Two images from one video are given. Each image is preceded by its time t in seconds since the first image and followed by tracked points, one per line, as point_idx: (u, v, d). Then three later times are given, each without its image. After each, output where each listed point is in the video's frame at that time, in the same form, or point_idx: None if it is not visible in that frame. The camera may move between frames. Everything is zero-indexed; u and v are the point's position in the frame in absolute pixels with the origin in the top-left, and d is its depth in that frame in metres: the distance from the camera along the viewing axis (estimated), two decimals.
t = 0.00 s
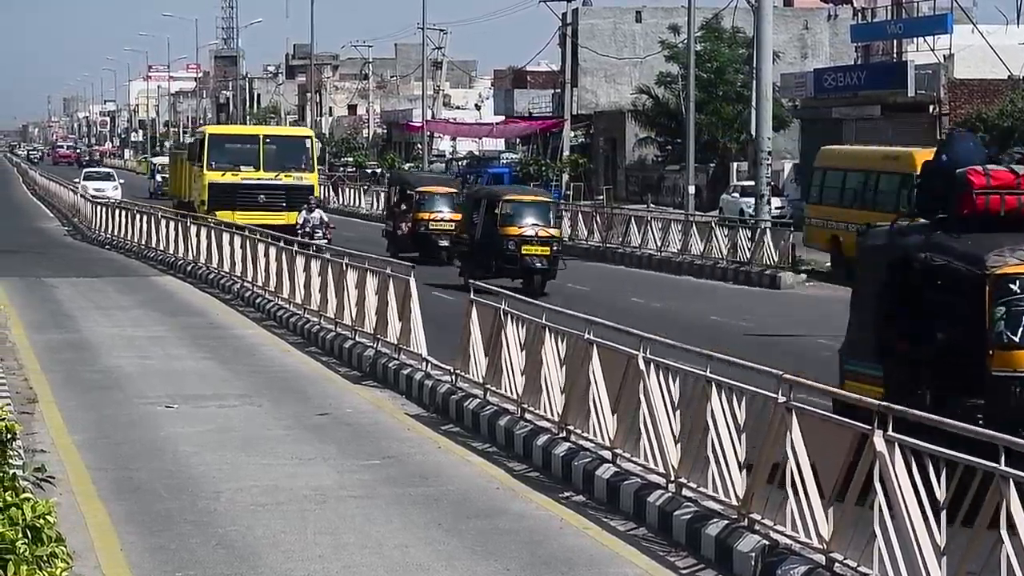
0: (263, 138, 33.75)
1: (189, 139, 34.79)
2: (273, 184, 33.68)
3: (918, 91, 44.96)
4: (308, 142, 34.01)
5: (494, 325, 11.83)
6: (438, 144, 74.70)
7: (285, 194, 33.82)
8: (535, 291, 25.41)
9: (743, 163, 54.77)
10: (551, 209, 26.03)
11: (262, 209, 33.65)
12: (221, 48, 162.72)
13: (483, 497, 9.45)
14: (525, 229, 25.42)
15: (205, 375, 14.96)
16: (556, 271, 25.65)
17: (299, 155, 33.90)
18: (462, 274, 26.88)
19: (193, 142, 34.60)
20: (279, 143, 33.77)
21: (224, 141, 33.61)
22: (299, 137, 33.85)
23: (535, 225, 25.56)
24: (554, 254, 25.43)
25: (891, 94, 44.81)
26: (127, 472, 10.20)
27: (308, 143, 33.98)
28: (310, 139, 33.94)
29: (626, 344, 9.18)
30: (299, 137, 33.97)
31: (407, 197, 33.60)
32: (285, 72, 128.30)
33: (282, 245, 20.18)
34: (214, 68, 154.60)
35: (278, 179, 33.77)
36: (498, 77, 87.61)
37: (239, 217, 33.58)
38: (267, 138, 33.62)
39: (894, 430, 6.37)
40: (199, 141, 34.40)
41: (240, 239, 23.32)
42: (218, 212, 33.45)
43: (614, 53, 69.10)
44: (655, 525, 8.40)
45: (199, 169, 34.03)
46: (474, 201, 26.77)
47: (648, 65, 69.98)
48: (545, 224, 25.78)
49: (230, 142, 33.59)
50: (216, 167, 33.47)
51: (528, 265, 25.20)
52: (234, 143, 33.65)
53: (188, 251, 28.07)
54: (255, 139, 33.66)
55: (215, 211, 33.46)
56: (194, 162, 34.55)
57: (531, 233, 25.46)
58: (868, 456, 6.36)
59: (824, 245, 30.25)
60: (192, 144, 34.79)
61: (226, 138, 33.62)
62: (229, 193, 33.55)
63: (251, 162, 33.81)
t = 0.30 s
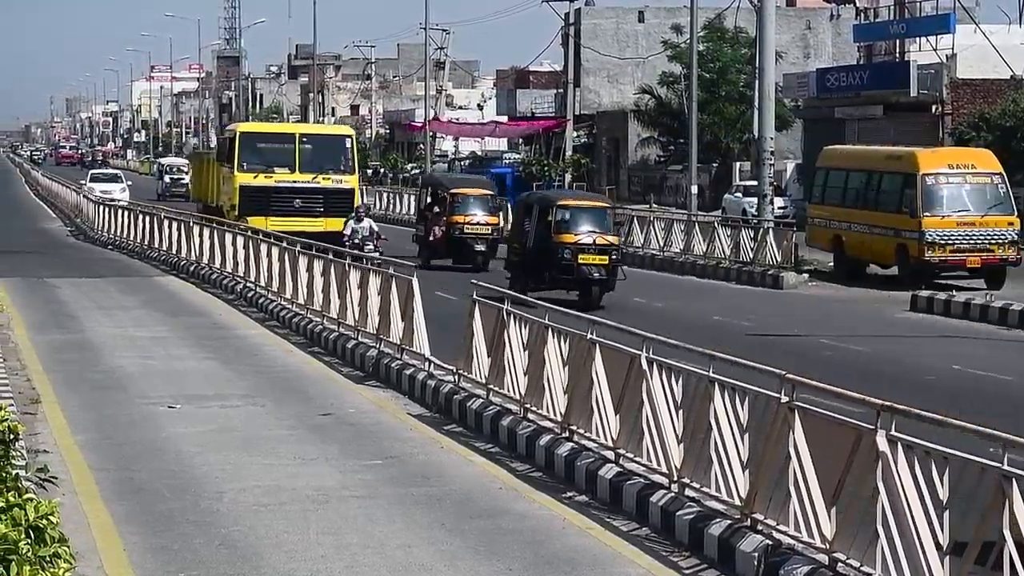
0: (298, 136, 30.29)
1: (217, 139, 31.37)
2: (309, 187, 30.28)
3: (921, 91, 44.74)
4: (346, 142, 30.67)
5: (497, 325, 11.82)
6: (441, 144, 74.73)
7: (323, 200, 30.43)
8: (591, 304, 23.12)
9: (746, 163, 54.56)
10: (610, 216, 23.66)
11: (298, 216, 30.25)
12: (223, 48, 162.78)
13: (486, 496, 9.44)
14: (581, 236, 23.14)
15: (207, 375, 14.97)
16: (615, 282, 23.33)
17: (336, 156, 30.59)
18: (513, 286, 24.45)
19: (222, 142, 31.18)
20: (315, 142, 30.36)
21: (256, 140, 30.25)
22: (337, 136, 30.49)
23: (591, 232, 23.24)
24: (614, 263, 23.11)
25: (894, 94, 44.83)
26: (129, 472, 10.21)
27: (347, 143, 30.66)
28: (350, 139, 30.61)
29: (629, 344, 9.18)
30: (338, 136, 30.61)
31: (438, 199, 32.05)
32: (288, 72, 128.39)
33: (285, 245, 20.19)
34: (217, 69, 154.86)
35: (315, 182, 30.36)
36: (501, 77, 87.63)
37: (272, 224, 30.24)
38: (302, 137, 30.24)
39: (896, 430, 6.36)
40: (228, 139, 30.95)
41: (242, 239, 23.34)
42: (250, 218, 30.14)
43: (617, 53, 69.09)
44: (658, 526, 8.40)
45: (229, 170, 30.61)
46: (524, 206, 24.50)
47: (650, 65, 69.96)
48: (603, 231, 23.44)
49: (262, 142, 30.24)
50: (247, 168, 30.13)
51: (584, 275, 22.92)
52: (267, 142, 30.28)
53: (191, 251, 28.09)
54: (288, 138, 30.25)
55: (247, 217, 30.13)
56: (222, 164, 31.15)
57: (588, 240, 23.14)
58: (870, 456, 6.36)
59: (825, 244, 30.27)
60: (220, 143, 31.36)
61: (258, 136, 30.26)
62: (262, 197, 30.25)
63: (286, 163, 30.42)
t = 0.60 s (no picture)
0: (339, 137, 27.99)
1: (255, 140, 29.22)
2: (352, 191, 27.91)
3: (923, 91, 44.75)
4: (394, 142, 28.24)
5: (499, 326, 11.82)
6: (442, 144, 74.77)
7: (368, 206, 28.04)
8: (658, 319, 21.33)
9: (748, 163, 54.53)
10: (676, 223, 21.85)
11: (340, 222, 27.90)
12: (223, 47, 162.70)
13: (487, 497, 9.44)
14: (646, 246, 21.35)
15: (209, 375, 14.99)
16: (681, 294, 21.60)
17: (382, 158, 28.19)
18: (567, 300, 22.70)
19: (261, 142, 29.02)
20: (358, 142, 28.07)
21: (294, 140, 28.09)
22: (383, 136, 28.11)
23: (656, 241, 21.46)
24: (681, 274, 21.37)
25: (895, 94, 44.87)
26: (131, 472, 10.22)
27: (394, 144, 28.23)
28: (397, 139, 28.19)
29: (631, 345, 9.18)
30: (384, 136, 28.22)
31: (474, 203, 30.57)
32: (289, 73, 128.49)
33: (286, 245, 20.20)
34: (218, 69, 154.99)
35: (359, 186, 27.99)
36: (503, 77, 87.67)
37: (311, 232, 27.92)
38: (345, 137, 27.94)
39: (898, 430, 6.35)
40: (264, 142, 28.76)
41: (244, 239, 23.37)
42: (288, 227, 27.84)
43: (618, 53, 69.12)
44: (660, 525, 8.40)
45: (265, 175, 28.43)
46: (582, 211, 22.68)
47: (652, 65, 69.96)
48: (668, 238, 21.65)
49: (301, 142, 28.08)
50: (284, 171, 27.98)
51: (649, 287, 21.17)
52: (306, 143, 28.11)
53: (192, 252, 28.11)
54: (330, 138, 27.99)
55: (284, 225, 27.80)
56: (259, 166, 28.98)
57: (653, 249, 21.38)
58: (872, 455, 6.35)
59: (827, 244, 30.26)
60: (259, 146, 29.26)
61: (296, 136, 28.11)
62: (302, 204, 27.96)
63: (327, 167, 28.13)
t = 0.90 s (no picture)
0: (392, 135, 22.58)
1: (291, 134, 23.71)
2: (407, 201, 22.69)
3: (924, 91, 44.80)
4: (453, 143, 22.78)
5: (501, 326, 11.84)
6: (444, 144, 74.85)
7: (425, 216, 22.86)
8: (733, 334, 19.04)
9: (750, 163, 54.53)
10: (753, 228, 19.49)
11: (394, 235, 22.81)
12: (225, 46, 162.68)
13: (488, 497, 9.45)
14: (720, 253, 19.00)
15: (211, 375, 15.01)
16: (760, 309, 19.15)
17: (440, 159, 22.87)
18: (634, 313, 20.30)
19: (298, 140, 23.55)
20: (413, 142, 22.69)
21: (340, 140, 22.65)
22: (440, 136, 22.67)
23: (731, 248, 19.10)
24: (761, 285, 19.04)
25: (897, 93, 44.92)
26: (133, 472, 10.23)
27: (454, 145, 22.78)
28: (459, 139, 22.71)
29: (633, 344, 9.18)
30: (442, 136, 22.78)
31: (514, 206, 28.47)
32: (291, 73, 128.61)
33: (288, 246, 20.26)
34: (220, 70, 155.08)
35: (415, 194, 22.76)
36: (505, 78, 87.77)
37: (362, 245, 22.84)
38: (398, 137, 22.56)
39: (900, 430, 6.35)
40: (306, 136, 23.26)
41: (246, 239, 23.39)
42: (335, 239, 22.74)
43: (620, 53, 69.18)
44: (661, 525, 8.40)
45: (306, 176, 23.12)
46: (647, 217, 20.37)
47: (654, 65, 70.05)
48: (744, 245, 19.28)
49: (349, 144, 22.63)
50: (330, 177, 22.63)
51: (724, 300, 18.86)
52: (354, 143, 22.69)
53: (193, 252, 28.20)
54: (379, 138, 22.59)
55: (330, 236, 22.76)
56: (299, 166, 23.50)
57: (728, 259, 19.02)
58: (873, 455, 6.35)
59: (830, 245, 30.26)
60: (297, 140, 23.72)
61: (343, 136, 22.64)
62: (350, 213, 22.74)
63: (379, 171, 22.71)
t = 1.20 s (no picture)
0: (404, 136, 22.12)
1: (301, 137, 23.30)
2: (419, 202, 22.25)
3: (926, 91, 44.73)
4: (467, 143, 22.35)
5: (502, 326, 11.83)
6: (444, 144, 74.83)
7: (437, 218, 22.38)
8: (750, 339, 18.65)
9: (750, 164, 54.48)
10: (771, 230, 19.08)
11: (406, 236, 22.35)
12: (225, 46, 162.70)
13: (489, 497, 9.45)
14: (737, 257, 18.65)
15: (212, 375, 15.01)
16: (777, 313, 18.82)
17: (453, 161, 22.41)
18: (646, 316, 19.80)
19: (308, 141, 23.14)
20: (425, 143, 22.24)
21: (351, 140, 22.21)
22: (454, 136, 22.23)
23: (748, 251, 18.73)
24: (778, 287, 18.68)
25: (898, 93, 44.90)
26: (134, 473, 10.23)
27: (468, 146, 22.34)
28: (472, 140, 22.27)
29: (634, 344, 9.19)
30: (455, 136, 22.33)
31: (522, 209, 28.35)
32: (291, 72, 128.64)
33: (289, 246, 20.29)
34: (219, 69, 155.05)
35: (428, 195, 22.30)
36: (506, 79, 87.76)
37: (373, 247, 22.39)
38: (410, 137, 22.09)
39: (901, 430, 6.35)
40: (316, 137, 22.83)
41: (246, 239, 23.37)
42: (345, 241, 22.27)
43: (621, 53, 69.16)
44: (662, 525, 8.40)
45: (317, 178, 22.70)
46: (660, 218, 19.85)
47: (655, 65, 70.08)
48: (761, 248, 18.90)
49: (360, 144, 22.19)
50: (341, 178, 22.17)
51: (742, 302, 18.50)
52: (365, 143, 22.28)
53: (193, 252, 28.24)
54: (390, 138, 22.13)
55: (341, 239, 22.26)
56: (308, 167, 23.02)
57: (745, 261, 18.66)
58: (875, 455, 6.34)
59: (830, 245, 30.26)
60: (307, 143, 23.27)
61: (354, 136, 22.19)
62: (361, 215, 22.27)
63: (391, 172, 22.27)
